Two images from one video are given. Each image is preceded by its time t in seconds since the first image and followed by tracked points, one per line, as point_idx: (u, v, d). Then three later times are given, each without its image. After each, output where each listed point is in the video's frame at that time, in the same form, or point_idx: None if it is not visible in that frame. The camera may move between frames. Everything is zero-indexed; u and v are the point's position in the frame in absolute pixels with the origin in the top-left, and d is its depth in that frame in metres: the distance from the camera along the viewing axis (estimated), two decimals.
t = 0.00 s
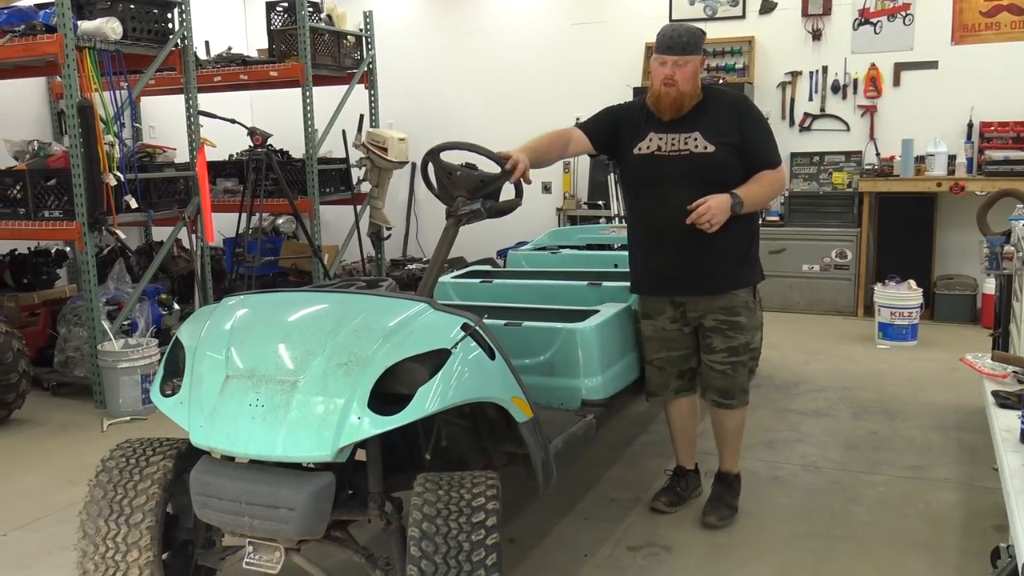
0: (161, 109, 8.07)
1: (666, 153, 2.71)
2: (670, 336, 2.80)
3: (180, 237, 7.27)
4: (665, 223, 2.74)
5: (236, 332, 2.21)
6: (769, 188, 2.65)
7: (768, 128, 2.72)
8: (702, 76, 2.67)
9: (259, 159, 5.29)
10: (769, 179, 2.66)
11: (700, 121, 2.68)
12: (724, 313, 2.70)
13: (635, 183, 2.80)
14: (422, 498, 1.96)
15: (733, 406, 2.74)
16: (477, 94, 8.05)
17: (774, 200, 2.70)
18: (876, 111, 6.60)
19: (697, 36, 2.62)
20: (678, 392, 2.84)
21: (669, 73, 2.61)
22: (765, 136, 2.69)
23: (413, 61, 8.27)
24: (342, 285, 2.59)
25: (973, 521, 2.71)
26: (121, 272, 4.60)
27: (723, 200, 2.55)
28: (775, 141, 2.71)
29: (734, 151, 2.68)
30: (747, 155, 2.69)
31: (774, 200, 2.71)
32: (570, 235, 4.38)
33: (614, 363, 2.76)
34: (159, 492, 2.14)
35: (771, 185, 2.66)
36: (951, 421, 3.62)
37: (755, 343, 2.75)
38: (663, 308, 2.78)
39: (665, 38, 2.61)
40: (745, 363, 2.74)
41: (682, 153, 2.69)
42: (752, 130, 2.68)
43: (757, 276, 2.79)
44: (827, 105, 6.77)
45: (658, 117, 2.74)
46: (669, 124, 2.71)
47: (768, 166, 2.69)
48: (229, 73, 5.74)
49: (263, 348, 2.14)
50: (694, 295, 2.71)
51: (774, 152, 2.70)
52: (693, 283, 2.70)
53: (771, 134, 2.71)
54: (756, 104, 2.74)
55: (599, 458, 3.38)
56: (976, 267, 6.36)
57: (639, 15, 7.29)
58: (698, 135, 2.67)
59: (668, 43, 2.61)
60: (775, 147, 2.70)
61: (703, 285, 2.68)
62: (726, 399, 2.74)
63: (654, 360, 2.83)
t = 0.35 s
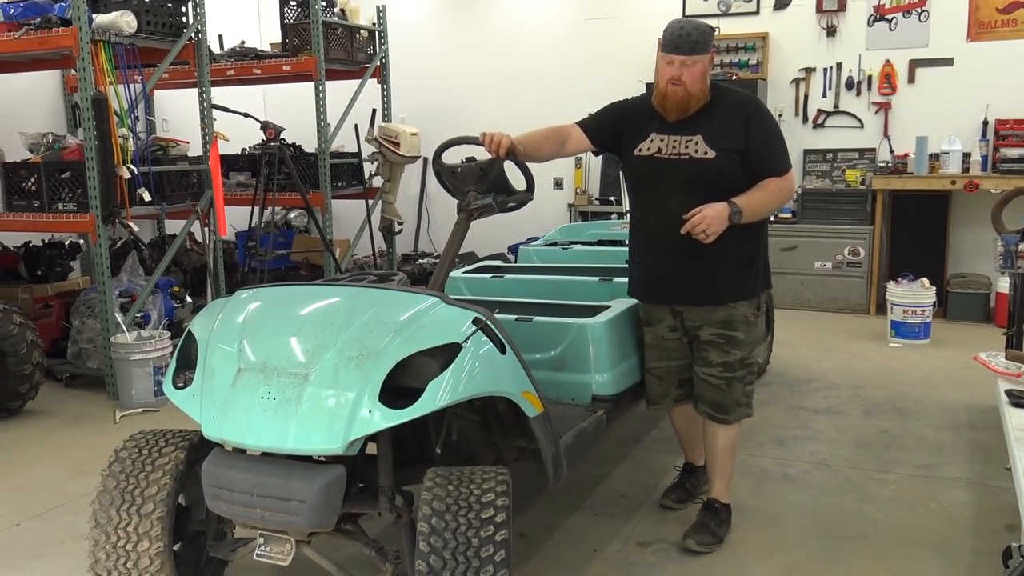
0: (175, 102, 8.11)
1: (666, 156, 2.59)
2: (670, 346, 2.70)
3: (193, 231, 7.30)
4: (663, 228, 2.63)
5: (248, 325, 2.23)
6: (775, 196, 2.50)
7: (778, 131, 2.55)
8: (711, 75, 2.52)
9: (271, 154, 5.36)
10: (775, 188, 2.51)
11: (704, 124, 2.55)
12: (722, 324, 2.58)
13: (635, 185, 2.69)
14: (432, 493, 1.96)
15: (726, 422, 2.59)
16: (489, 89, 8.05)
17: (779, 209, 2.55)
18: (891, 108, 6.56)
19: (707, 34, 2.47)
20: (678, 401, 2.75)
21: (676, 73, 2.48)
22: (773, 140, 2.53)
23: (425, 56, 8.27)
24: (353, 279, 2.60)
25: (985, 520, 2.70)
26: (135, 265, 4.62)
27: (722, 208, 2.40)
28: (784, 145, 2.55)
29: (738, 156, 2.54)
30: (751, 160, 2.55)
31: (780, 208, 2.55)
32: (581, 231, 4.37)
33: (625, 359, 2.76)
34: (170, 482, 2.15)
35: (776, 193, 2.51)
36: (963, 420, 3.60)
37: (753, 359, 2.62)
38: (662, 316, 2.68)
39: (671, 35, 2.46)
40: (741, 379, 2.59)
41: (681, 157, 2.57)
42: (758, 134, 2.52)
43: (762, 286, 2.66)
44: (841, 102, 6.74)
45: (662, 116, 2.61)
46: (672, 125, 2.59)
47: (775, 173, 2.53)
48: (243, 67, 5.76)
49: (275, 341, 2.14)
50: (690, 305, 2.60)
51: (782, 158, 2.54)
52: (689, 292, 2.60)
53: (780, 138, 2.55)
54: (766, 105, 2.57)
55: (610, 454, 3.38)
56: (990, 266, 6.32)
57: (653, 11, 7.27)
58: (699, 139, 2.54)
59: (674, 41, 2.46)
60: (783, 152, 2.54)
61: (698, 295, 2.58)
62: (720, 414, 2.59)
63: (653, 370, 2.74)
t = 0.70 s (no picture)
0: (183, 98, 8.13)
1: (661, 162, 2.52)
2: (663, 342, 2.61)
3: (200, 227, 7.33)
4: (663, 234, 2.57)
5: (256, 322, 2.23)
6: (777, 197, 2.40)
7: (778, 129, 2.45)
8: (706, 76, 2.43)
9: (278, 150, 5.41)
10: (778, 188, 2.41)
11: (699, 128, 2.46)
12: (735, 328, 2.51)
13: (633, 191, 2.63)
14: (433, 496, 1.96)
15: (747, 428, 2.56)
16: (497, 86, 8.05)
17: (785, 209, 2.45)
18: (900, 106, 6.54)
19: (701, 35, 2.37)
20: (664, 406, 2.64)
21: (671, 78, 2.39)
22: (773, 139, 2.42)
23: (433, 53, 8.27)
24: (361, 276, 2.60)
25: (992, 521, 2.70)
26: (143, 261, 4.64)
27: (719, 216, 2.33)
28: (785, 143, 2.44)
29: (736, 159, 2.46)
30: (751, 161, 2.46)
31: (785, 208, 2.46)
32: (588, 229, 4.37)
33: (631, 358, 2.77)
34: (175, 474, 2.16)
35: (779, 193, 2.41)
36: (971, 420, 3.60)
37: (773, 361, 2.53)
38: (661, 312, 2.60)
39: (662, 39, 2.37)
40: (762, 384, 2.53)
41: (677, 163, 2.50)
42: (756, 134, 2.43)
43: (779, 289, 2.55)
44: (850, 100, 6.71)
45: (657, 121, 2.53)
46: (667, 130, 2.51)
47: (778, 172, 2.43)
48: (251, 63, 5.77)
49: (283, 338, 2.15)
50: (695, 311, 2.53)
51: (784, 156, 2.43)
52: (692, 299, 2.53)
53: (780, 136, 2.44)
54: (764, 102, 2.47)
55: (616, 452, 3.38)
56: (999, 265, 6.29)
57: (661, 8, 7.26)
58: (694, 144, 2.47)
59: (665, 46, 2.37)
60: (784, 151, 2.43)
61: (701, 301, 2.51)
62: (741, 419, 2.55)
63: (644, 368, 2.64)
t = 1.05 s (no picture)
0: (188, 98, 8.14)
1: (654, 160, 2.51)
2: (660, 350, 2.58)
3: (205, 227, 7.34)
4: (655, 232, 2.56)
5: (262, 322, 2.24)
6: (769, 202, 2.39)
7: (773, 130, 2.42)
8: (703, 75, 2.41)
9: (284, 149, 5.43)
10: (770, 192, 2.40)
11: (693, 128, 2.45)
12: (727, 331, 2.49)
13: (627, 188, 2.62)
14: (429, 501, 1.96)
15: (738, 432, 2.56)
16: (502, 87, 8.05)
17: (777, 212, 2.44)
18: (906, 107, 6.53)
19: (699, 33, 2.34)
20: (664, 413, 2.61)
21: (668, 76, 2.37)
22: (767, 141, 2.40)
23: (438, 54, 8.27)
24: (367, 276, 2.61)
25: (997, 522, 2.69)
26: (148, 261, 4.65)
27: (707, 220, 2.33)
28: (780, 146, 2.42)
29: (729, 161, 2.44)
30: (745, 163, 2.45)
31: (778, 212, 2.44)
32: (593, 229, 4.37)
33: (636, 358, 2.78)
34: (179, 466, 2.19)
35: (771, 197, 2.40)
36: (975, 422, 3.59)
37: (763, 365, 2.52)
38: (655, 318, 2.58)
39: (659, 37, 2.35)
40: (753, 387, 2.53)
41: (669, 162, 2.48)
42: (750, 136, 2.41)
43: (768, 292, 2.55)
44: (855, 101, 6.71)
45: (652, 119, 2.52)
46: (661, 129, 2.50)
47: (771, 176, 2.42)
48: (257, 64, 5.78)
49: (289, 338, 2.15)
50: (686, 312, 2.50)
51: (778, 159, 2.41)
52: (681, 301, 2.51)
53: (775, 137, 2.42)
54: (761, 104, 2.45)
55: (620, 452, 3.38)
56: (1004, 266, 6.29)
57: (666, 9, 7.25)
58: (687, 144, 2.45)
59: (661, 44, 2.35)
60: (778, 153, 2.41)
61: (691, 302, 2.49)
62: (736, 423, 2.54)
63: (644, 376, 2.61)
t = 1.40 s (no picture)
0: (187, 94, 8.15)
1: (642, 150, 2.52)
2: (653, 339, 2.58)
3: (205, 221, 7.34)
4: (644, 221, 2.58)
5: (261, 315, 2.23)
6: (752, 196, 2.36)
7: (762, 124, 2.40)
8: (697, 65, 2.40)
9: (283, 144, 5.37)
10: (754, 186, 2.37)
11: (681, 119, 2.45)
12: (712, 322, 2.48)
13: (622, 177, 2.64)
14: (427, 492, 1.96)
15: (726, 423, 2.56)
16: (501, 80, 8.04)
17: (763, 206, 2.41)
18: (906, 96, 6.52)
19: (690, 22, 2.32)
20: (661, 402, 2.61)
21: (661, 66, 2.36)
22: (754, 134, 2.38)
23: (437, 47, 8.27)
24: (367, 269, 2.61)
25: (1000, 509, 2.69)
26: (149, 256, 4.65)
27: (685, 213, 2.32)
28: (768, 140, 2.40)
29: (716, 153, 2.43)
30: (732, 156, 2.42)
31: (762, 206, 2.42)
32: (593, 221, 4.37)
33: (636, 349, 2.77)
34: (179, 458, 2.20)
35: (754, 191, 2.37)
36: (977, 409, 3.59)
37: (750, 356, 2.52)
38: (646, 307, 2.57)
39: (650, 27, 2.33)
40: (739, 377, 2.52)
41: (656, 152, 2.50)
42: (737, 129, 2.38)
43: (756, 286, 2.52)
44: (855, 91, 6.70)
45: (645, 108, 2.53)
46: (653, 118, 2.50)
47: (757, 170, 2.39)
48: (255, 58, 5.78)
49: (288, 331, 2.15)
50: (671, 302, 2.51)
51: (764, 152, 2.38)
52: (665, 292, 2.51)
53: (764, 130, 2.39)
54: (752, 96, 2.42)
55: (622, 442, 3.38)
56: (1005, 254, 6.28)
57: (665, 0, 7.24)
58: (675, 134, 2.45)
59: (653, 35, 2.32)
60: (765, 146, 2.39)
61: (675, 293, 2.49)
62: (720, 414, 2.55)
63: (639, 367, 2.61)
